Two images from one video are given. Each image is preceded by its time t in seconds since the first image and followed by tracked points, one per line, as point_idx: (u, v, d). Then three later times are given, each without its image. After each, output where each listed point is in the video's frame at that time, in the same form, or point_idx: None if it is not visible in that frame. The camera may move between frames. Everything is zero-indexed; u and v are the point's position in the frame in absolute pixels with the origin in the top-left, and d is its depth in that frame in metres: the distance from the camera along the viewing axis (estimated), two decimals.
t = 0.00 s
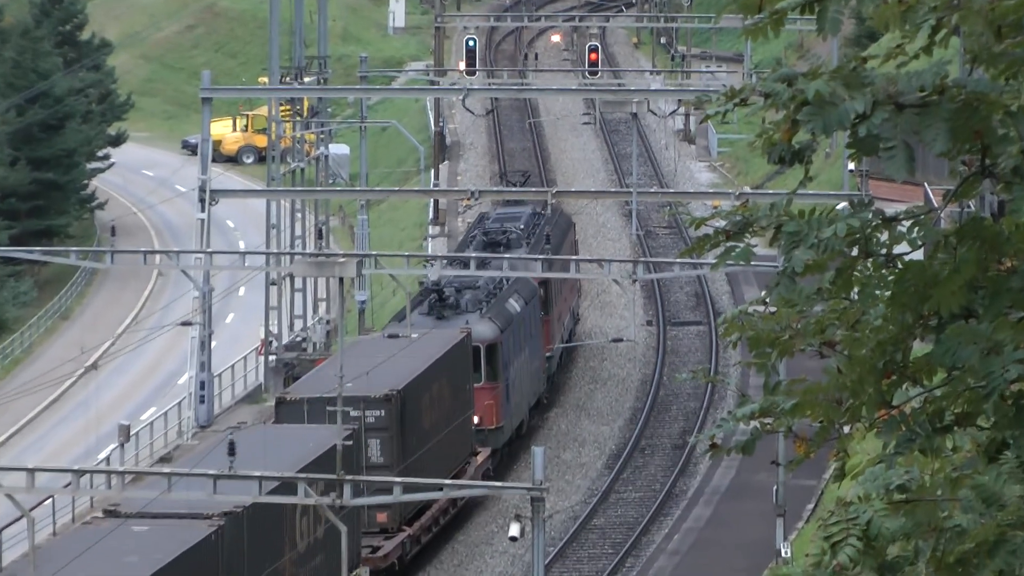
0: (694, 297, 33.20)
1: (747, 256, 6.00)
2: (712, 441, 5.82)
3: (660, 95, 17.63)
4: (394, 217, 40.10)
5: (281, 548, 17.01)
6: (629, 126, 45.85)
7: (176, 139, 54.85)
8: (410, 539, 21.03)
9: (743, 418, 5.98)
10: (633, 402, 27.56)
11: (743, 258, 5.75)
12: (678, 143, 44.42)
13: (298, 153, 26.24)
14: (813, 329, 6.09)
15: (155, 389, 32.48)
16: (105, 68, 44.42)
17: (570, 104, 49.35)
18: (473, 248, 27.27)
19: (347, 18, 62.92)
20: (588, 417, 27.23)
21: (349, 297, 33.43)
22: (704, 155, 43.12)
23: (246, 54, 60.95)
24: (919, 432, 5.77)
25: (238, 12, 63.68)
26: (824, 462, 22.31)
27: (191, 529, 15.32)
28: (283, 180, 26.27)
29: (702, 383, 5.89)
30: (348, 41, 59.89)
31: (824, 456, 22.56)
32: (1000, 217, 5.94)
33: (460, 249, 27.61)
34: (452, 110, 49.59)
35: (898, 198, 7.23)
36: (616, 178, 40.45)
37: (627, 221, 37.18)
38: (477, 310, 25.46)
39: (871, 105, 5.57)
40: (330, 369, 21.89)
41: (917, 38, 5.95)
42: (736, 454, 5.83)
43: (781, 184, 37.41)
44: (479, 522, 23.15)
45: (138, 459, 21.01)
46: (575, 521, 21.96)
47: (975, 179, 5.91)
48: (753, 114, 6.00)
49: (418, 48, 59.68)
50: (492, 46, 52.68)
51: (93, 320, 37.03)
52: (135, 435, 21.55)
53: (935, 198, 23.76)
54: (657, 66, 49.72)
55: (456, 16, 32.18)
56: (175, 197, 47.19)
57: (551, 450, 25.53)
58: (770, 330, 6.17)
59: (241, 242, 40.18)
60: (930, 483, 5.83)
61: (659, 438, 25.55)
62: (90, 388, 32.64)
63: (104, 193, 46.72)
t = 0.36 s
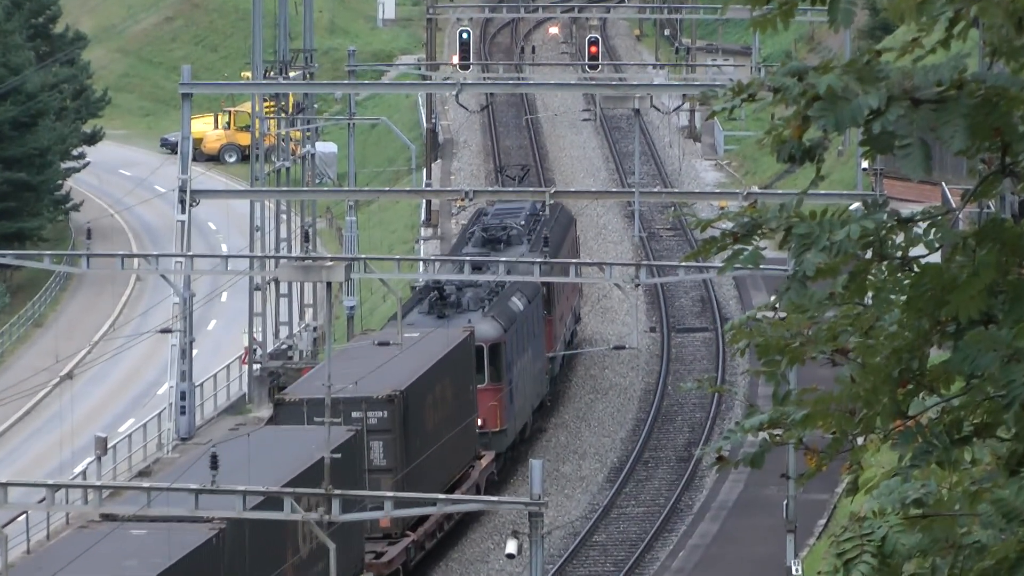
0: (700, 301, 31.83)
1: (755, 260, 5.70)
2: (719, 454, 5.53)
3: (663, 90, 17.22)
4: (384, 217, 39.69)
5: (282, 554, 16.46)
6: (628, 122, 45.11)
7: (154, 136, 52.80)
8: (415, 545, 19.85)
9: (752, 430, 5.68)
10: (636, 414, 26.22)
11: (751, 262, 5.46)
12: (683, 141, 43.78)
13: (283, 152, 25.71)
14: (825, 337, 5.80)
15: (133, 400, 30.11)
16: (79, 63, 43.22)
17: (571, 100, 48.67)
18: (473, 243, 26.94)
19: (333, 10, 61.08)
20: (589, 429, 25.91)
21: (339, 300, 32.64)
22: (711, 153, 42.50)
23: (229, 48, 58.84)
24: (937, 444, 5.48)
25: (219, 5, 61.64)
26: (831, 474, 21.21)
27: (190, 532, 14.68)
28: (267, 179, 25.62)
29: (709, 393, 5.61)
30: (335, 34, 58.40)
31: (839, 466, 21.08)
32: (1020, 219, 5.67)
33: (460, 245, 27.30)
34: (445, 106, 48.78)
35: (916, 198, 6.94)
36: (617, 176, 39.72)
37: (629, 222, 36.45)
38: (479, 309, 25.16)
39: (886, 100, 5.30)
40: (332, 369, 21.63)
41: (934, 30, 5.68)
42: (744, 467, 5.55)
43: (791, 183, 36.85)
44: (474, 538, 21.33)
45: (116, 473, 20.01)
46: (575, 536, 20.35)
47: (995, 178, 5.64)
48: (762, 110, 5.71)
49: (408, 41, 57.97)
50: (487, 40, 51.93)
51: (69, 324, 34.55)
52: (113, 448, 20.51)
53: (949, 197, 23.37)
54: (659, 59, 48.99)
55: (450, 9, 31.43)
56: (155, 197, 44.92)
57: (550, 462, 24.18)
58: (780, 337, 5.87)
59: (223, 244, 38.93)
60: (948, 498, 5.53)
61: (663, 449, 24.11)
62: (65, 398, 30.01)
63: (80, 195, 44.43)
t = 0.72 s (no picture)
0: (691, 306, 31.61)
1: (746, 265, 5.69)
2: (709, 459, 5.54)
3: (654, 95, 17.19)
4: (375, 222, 39.54)
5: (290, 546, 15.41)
6: (619, 127, 44.96)
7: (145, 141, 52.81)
8: (417, 540, 19.84)
9: (743, 435, 5.68)
10: (626, 419, 25.96)
11: (742, 267, 5.44)
12: (674, 146, 43.68)
13: (274, 157, 25.58)
14: (816, 341, 5.78)
15: (124, 405, 29.87)
16: (71, 69, 43.15)
17: (561, 106, 48.53)
18: (468, 243, 27.01)
19: (323, 15, 60.68)
20: (579, 433, 25.71)
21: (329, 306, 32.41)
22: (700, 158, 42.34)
23: (219, 53, 58.49)
24: (927, 449, 5.51)
25: (209, 9, 61.47)
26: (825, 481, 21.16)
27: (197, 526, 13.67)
28: (258, 185, 25.37)
29: (699, 398, 5.62)
30: (325, 39, 57.88)
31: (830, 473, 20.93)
32: (1010, 223, 5.68)
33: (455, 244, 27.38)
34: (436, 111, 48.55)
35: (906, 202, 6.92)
36: (607, 181, 39.57)
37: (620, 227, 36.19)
38: (478, 306, 25.10)
39: (877, 104, 5.29)
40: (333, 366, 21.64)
41: (924, 35, 5.67)
42: (734, 472, 5.56)
43: (780, 188, 36.66)
44: (464, 544, 20.90)
45: (106, 478, 19.85)
46: (565, 543, 20.12)
47: (987, 183, 5.64)
48: (752, 114, 5.68)
49: (399, 46, 57.70)
50: (478, 45, 51.78)
51: (61, 330, 34.29)
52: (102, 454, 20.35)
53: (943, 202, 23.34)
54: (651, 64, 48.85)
55: (439, 14, 31.26)
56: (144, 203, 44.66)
57: (540, 467, 23.93)
58: (771, 341, 5.86)
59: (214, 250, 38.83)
60: (938, 502, 5.53)
61: (654, 455, 23.87)
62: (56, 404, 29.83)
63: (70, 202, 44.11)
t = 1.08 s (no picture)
0: (684, 314, 31.52)
1: (739, 272, 5.68)
2: (702, 467, 5.54)
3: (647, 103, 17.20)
4: (366, 230, 39.42)
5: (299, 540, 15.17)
6: (612, 135, 44.86)
7: (139, 148, 52.73)
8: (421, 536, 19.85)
9: (733, 443, 5.69)
10: (619, 427, 25.85)
11: (735, 274, 5.45)
12: (666, 154, 43.58)
13: (266, 164, 25.51)
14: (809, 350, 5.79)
15: (115, 412, 29.84)
16: (64, 75, 43.03)
17: (553, 112, 48.42)
18: (464, 244, 27.13)
19: (316, 22, 60.49)
20: (574, 438, 25.61)
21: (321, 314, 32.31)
22: (693, 165, 42.24)
23: (212, 60, 58.49)
24: (919, 457, 5.48)
25: (202, 15, 61.36)
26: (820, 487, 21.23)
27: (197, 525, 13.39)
28: (250, 192, 25.25)
29: (691, 406, 5.63)
30: (318, 47, 57.68)
31: (822, 479, 20.89)
32: (1003, 231, 5.67)
33: (451, 247, 27.48)
34: (428, 119, 48.41)
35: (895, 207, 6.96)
36: (600, 189, 39.48)
37: (613, 235, 36.06)
38: (477, 306, 25.10)
39: (869, 114, 5.29)
40: (334, 364, 21.62)
41: (917, 44, 5.68)
42: (727, 481, 5.55)
43: (772, 196, 36.60)
44: (456, 552, 20.63)
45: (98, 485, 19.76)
46: (557, 551, 20.07)
47: (979, 192, 5.63)
48: (745, 123, 5.68)
49: (392, 53, 57.50)
50: (470, 52, 51.71)
51: (53, 338, 34.21)
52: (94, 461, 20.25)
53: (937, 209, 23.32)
54: (643, 72, 48.76)
55: (431, 22, 31.16)
56: (137, 209, 44.57)
57: (532, 474, 23.77)
58: (764, 350, 5.87)
59: (207, 257, 38.73)
60: (931, 510, 5.52)
61: (647, 463, 23.79)
62: (48, 410, 29.80)
63: (62, 208, 44.03)
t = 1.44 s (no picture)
0: (682, 320, 31.48)
1: (737, 279, 5.67)
2: (700, 473, 5.55)
3: (646, 109, 17.16)
4: (364, 236, 39.32)
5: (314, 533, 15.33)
6: (611, 141, 44.78)
7: (137, 155, 52.67)
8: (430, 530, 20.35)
9: (732, 449, 5.68)
10: (617, 432, 25.79)
11: (733, 281, 5.45)
12: (665, 160, 43.51)
13: (265, 170, 25.46)
14: (807, 356, 5.79)
15: (113, 418, 29.83)
16: (61, 82, 42.99)
17: (552, 119, 48.33)
18: (466, 244, 27.22)
19: (314, 27, 60.40)
20: (573, 442, 25.55)
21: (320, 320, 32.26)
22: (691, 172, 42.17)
23: (210, 66, 58.44)
24: (917, 464, 5.50)
25: (200, 21, 61.29)
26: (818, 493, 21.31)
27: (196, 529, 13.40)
28: (248, 199, 25.17)
29: (690, 413, 5.62)
30: (316, 52, 57.51)
31: (821, 485, 20.91)
32: (1002, 237, 5.67)
33: (452, 248, 27.58)
34: (425, 126, 48.32)
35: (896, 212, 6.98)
36: (598, 197, 39.41)
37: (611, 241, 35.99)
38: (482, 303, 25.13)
39: (867, 120, 5.30)
40: (344, 361, 21.71)
41: (914, 51, 5.68)
42: (724, 487, 5.56)
43: (771, 202, 36.56)
44: (454, 557, 20.61)
45: (95, 491, 19.72)
46: (555, 557, 20.07)
47: (977, 199, 5.64)
48: (743, 130, 5.67)
49: (391, 59, 57.39)
50: (468, 59, 51.60)
51: (51, 344, 34.20)
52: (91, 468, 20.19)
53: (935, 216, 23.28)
54: (642, 78, 48.64)
55: (429, 29, 31.08)
56: (135, 216, 44.53)
57: (530, 479, 23.67)
58: (762, 357, 5.89)
59: (205, 264, 38.69)
60: (929, 517, 5.52)
61: (645, 468, 23.75)
62: (46, 416, 29.81)
63: (60, 215, 44.00)
